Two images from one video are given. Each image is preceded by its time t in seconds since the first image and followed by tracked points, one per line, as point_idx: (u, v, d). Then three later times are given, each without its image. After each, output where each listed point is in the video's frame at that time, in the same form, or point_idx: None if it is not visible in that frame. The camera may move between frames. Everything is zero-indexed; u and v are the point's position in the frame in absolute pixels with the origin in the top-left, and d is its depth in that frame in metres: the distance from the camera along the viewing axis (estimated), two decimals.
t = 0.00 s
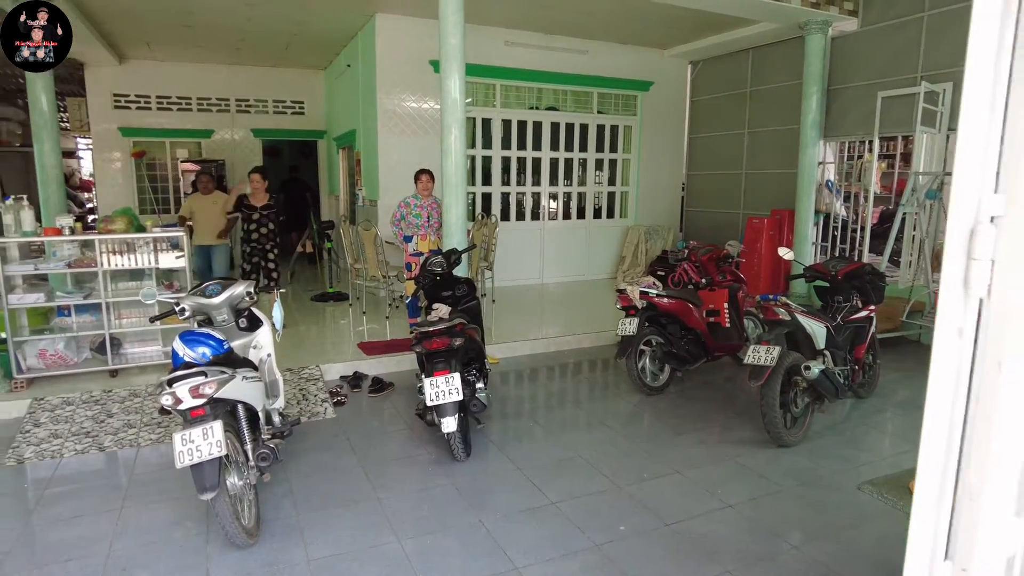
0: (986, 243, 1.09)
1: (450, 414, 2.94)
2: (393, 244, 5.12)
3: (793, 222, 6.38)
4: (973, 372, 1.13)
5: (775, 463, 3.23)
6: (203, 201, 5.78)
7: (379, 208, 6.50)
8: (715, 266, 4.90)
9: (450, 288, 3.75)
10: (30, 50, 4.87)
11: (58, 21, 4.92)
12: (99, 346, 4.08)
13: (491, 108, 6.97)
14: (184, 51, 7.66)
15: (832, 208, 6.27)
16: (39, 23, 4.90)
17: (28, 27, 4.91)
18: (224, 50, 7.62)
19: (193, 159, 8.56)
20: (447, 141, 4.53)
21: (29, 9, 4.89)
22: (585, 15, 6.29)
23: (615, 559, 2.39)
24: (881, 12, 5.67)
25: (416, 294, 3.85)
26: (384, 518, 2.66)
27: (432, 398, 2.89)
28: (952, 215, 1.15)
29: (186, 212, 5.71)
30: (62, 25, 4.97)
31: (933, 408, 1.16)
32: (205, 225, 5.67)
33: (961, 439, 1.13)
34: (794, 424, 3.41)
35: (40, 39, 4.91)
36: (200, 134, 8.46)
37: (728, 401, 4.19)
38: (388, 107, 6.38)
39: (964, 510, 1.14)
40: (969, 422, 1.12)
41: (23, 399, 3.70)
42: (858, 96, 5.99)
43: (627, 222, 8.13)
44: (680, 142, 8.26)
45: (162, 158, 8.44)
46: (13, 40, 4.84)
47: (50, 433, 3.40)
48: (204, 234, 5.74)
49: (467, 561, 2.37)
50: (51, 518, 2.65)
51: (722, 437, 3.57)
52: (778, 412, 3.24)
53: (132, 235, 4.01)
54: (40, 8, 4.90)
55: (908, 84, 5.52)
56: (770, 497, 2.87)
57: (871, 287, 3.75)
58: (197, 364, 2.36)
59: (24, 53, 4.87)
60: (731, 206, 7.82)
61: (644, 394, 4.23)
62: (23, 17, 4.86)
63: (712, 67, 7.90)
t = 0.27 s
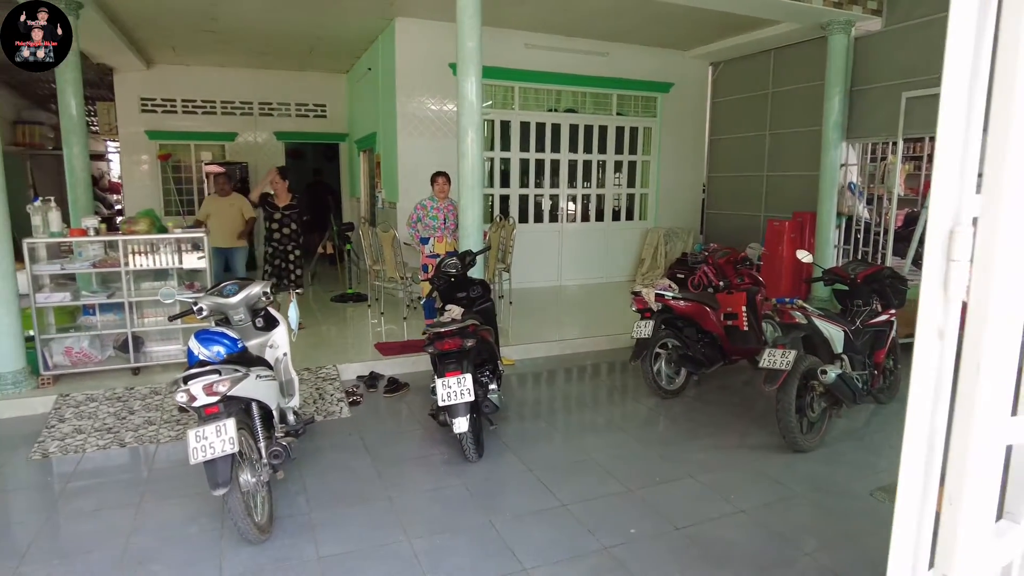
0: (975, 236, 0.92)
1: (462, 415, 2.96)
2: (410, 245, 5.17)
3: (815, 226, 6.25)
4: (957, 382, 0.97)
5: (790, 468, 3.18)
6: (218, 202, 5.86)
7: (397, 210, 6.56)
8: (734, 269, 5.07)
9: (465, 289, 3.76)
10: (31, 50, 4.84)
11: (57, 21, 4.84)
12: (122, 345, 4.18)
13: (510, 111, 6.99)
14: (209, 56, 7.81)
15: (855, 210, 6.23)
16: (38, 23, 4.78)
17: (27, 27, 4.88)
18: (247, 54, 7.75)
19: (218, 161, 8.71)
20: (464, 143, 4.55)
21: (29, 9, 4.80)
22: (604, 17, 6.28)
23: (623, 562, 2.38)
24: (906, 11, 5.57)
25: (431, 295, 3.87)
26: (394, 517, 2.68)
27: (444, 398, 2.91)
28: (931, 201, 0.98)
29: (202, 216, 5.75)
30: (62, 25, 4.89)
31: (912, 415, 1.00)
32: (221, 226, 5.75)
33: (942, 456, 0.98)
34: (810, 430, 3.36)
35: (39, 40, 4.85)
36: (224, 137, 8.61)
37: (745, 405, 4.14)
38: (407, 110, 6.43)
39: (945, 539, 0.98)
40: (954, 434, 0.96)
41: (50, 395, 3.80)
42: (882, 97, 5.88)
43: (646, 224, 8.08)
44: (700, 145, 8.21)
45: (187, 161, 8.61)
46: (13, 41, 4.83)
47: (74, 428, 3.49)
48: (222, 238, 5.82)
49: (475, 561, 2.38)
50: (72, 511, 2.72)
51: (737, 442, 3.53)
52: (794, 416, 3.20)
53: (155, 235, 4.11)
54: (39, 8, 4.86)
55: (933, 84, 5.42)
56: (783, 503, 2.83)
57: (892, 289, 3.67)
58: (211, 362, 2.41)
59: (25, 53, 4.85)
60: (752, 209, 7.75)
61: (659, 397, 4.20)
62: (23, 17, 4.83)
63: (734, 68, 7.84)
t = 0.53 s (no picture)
0: (973, 237, 0.90)
1: (476, 415, 2.97)
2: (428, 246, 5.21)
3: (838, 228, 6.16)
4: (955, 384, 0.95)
5: (808, 473, 3.14)
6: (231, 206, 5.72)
7: (417, 211, 6.60)
8: (751, 270, 4.97)
9: (481, 289, 3.77)
10: (29, 50, 3.80)
11: (57, 21, 4.00)
12: (145, 342, 4.26)
13: (529, 112, 6.99)
14: (233, 58, 7.93)
15: (879, 212, 6.13)
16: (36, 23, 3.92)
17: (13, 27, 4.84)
18: (271, 56, 7.86)
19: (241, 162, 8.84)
20: (482, 145, 4.57)
21: (27, 8, 3.89)
22: (624, 18, 6.26)
23: (636, 564, 2.37)
24: (933, 10, 5.47)
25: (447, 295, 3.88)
26: (408, 515, 2.70)
27: (459, 398, 2.93)
28: (929, 202, 0.96)
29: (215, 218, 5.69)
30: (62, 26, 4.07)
31: (908, 419, 0.98)
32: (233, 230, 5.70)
33: (938, 461, 0.95)
34: (829, 434, 3.31)
35: (40, 39, 3.90)
36: (247, 139, 8.74)
37: (764, 409, 4.09)
38: (427, 111, 6.47)
39: (942, 545, 0.95)
40: (952, 438, 0.93)
41: (77, 390, 3.90)
42: (908, 97, 5.78)
43: (666, 226, 8.02)
44: (722, 145, 8.13)
45: (212, 162, 8.75)
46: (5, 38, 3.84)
47: (99, 424, 3.57)
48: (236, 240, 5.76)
49: (487, 561, 2.38)
50: (95, 505, 2.78)
51: (755, 446, 3.50)
52: (812, 421, 3.15)
53: (178, 235, 4.18)
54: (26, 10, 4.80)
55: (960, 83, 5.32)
56: (800, 508, 2.80)
57: (914, 292, 3.65)
58: (229, 360, 2.45)
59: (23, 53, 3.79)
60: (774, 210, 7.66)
61: (676, 400, 4.17)
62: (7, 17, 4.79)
63: (756, 68, 7.76)
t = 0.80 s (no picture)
0: (988, 234, 0.88)
1: (492, 413, 2.98)
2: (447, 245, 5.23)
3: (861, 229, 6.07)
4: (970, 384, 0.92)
5: (828, 476, 3.09)
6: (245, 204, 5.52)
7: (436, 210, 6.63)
8: (772, 271, 4.89)
9: (499, 288, 3.78)
10: (28, 51, 3.76)
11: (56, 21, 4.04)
12: (168, 339, 4.33)
13: (549, 111, 6.98)
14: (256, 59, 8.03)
15: (904, 213, 5.99)
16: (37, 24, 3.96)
17: None
18: (293, 57, 7.95)
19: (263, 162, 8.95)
20: (501, 144, 4.57)
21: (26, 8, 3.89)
22: (644, 17, 6.23)
23: (651, 565, 2.36)
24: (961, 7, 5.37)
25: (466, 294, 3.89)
26: (424, 512, 2.71)
27: (475, 397, 2.94)
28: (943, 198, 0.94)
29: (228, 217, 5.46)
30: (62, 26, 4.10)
31: (922, 419, 0.96)
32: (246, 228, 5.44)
33: (952, 461, 0.93)
34: (850, 437, 3.27)
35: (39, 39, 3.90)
36: (269, 139, 8.84)
37: (784, 411, 4.04)
38: (447, 111, 6.49)
39: (956, 549, 0.93)
40: (967, 438, 0.91)
41: (102, 384, 3.98)
42: (934, 95, 5.68)
43: (686, 226, 7.96)
44: (744, 145, 8.05)
45: (235, 161, 8.87)
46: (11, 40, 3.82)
47: (122, 418, 3.64)
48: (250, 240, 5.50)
49: (502, 559, 2.38)
50: (118, 497, 2.83)
51: (774, 448, 3.45)
52: (832, 424, 3.11)
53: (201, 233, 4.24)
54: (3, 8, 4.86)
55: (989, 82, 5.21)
56: (820, 511, 2.76)
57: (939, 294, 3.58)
58: (249, 356, 2.49)
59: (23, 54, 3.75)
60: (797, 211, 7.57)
61: (695, 401, 4.13)
62: None
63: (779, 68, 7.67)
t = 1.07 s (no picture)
0: (1009, 231, 0.82)
1: (509, 413, 2.98)
2: (465, 245, 5.25)
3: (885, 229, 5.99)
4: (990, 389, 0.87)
5: (850, 480, 3.05)
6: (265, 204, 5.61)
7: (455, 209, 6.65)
8: (793, 272, 4.83)
9: (516, 288, 3.78)
10: (28, 50, 3.67)
11: (56, 19, 3.76)
12: (190, 335, 4.40)
13: (568, 111, 6.97)
14: (278, 60, 8.12)
15: (928, 213, 5.90)
16: (39, 23, 3.75)
17: None
18: (314, 58, 8.02)
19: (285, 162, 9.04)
20: (520, 143, 4.57)
21: (27, 7, 3.74)
22: (664, 16, 6.19)
23: (668, 567, 2.34)
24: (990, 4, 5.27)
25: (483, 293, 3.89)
26: (441, 510, 2.72)
27: (492, 395, 2.94)
28: (966, 193, 0.89)
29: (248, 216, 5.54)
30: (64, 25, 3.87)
31: (939, 422, 0.91)
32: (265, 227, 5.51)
33: (972, 464, 0.86)
34: (872, 441, 3.21)
35: (40, 39, 3.72)
36: (290, 138, 8.94)
37: (805, 414, 3.99)
38: (466, 111, 6.51)
39: (970, 564, 0.86)
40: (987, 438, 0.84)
41: (126, 380, 4.05)
42: (962, 93, 5.57)
43: (706, 226, 7.89)
44: (765, 144, 7.97)
45: (256, 161, 8.98)
46: (12, 40, 3.73)
47: (145, 413, 3.71)
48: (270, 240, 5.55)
49: (519, 558, 2.38)
50: (141, 490, 2.89)
51: (794, 450, 3.42)
52: (854, 426, 3.06)
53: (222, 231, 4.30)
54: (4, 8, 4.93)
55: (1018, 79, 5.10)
56: (840, 515, 2.72)
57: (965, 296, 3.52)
58: (269, 353, 2.52)
59: (23, 54, 3.68)
60: (820, 211, 7.48)
61: (713, 402, 4.10)
62: None
63: (802, 66, 7.58)
